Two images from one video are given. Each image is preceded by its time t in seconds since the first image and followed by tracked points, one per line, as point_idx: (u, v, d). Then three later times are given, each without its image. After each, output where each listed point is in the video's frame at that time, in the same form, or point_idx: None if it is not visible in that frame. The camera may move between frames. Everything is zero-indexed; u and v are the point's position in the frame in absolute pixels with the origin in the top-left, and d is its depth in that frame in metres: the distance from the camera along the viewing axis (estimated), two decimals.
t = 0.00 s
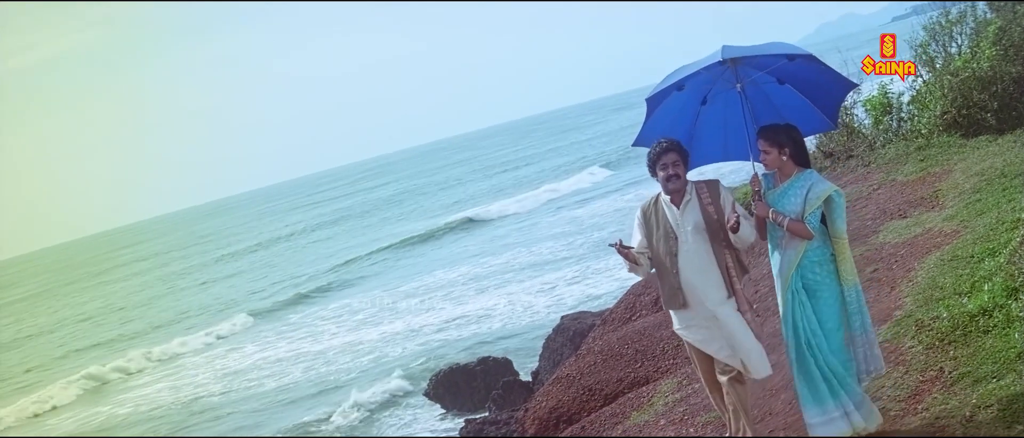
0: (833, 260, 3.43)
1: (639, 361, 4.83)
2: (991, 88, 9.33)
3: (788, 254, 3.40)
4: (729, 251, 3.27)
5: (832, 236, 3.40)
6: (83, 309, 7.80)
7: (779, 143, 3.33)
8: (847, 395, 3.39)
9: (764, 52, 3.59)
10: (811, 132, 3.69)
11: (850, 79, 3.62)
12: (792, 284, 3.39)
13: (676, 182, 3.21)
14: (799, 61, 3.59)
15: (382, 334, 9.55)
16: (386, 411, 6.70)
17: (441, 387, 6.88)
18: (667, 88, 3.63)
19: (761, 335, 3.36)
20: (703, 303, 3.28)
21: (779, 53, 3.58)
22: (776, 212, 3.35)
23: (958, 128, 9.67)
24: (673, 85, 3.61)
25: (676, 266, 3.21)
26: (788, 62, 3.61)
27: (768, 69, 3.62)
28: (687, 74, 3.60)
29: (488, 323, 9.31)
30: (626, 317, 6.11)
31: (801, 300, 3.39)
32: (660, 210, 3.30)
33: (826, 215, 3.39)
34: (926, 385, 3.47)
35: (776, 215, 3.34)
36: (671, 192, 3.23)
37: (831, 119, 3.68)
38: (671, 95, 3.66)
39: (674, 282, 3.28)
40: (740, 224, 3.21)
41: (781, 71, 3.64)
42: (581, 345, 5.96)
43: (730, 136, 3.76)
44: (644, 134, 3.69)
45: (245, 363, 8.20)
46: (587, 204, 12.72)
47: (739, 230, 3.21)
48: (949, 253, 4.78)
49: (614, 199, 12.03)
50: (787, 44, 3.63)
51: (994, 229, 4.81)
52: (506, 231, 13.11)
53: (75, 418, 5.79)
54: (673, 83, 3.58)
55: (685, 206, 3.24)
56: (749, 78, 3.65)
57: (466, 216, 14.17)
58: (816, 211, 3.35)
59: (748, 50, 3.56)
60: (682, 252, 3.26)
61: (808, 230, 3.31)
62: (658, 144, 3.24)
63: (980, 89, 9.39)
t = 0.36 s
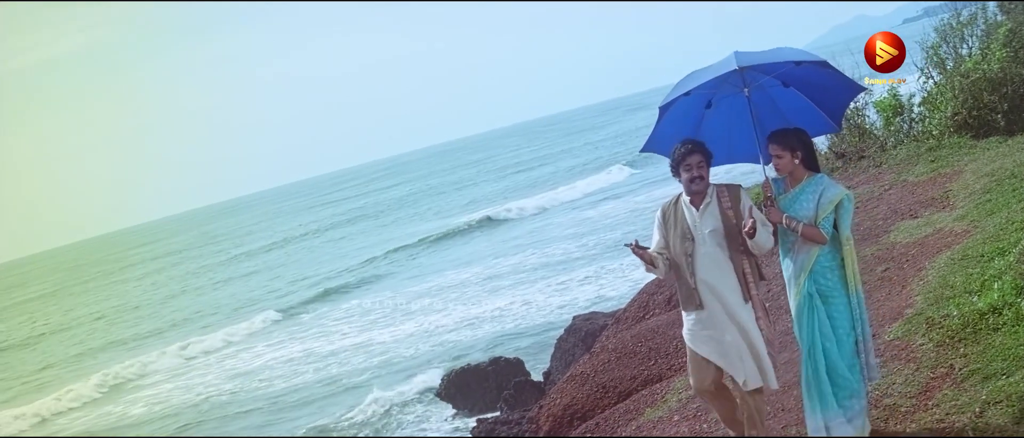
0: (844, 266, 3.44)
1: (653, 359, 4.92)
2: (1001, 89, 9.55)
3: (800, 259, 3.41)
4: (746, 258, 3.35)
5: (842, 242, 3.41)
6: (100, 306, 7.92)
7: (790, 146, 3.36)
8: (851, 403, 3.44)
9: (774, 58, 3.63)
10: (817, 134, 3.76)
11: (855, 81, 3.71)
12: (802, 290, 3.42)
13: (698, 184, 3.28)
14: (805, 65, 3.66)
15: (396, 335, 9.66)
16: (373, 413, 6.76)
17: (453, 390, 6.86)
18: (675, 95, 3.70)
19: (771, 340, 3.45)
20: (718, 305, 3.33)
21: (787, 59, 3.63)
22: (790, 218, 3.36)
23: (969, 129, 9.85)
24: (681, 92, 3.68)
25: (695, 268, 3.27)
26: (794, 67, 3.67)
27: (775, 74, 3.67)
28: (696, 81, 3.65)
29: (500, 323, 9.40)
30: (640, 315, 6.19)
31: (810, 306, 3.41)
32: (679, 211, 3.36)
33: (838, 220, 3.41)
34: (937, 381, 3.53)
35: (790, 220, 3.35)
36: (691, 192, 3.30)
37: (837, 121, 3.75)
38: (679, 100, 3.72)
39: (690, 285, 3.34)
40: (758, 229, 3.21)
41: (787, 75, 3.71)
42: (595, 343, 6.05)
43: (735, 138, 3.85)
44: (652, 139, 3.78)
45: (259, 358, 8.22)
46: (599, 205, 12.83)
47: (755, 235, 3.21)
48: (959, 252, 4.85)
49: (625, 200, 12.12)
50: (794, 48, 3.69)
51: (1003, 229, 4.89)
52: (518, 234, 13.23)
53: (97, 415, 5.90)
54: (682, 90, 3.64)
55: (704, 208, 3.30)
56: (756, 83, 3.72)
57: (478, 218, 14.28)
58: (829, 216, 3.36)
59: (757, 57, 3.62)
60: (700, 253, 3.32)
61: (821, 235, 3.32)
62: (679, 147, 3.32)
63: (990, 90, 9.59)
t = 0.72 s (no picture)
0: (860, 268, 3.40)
1: (663, 357, 5.00)
2: (1009, 91, 9.52)
3: (814, 263, 3.36)
4: (760, 258, 3.33)
5: (857, 244, 3.37)
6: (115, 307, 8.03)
7: (806, 149, 3.29)
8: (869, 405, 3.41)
9: (782, 62, 3.62)
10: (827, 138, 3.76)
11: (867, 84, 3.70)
12: (819, 293, 3.36)
13: (713, 186, 3.24)
14: (815, 69, 3.65)
15: (406, 337, 9.76)
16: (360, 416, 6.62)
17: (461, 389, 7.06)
18: (683, 102, 3.65)
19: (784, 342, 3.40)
20: (732, 305, 3.32)
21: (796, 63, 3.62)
22: (805, 221, 3.30)
23: (978, 130, 9.84)
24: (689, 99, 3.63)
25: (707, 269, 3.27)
26: (804, 70, 3.66)
27: (785, 79, 3.67)
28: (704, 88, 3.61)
29: (510, 324, 9.48)
30: (650, 314, 6.26)
31: (828, 309, 3.37)
32: (692, 211, 3.34)
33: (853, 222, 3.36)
34: (943, 378, 3.60)
35: (804, 225, 3.30)
36: (704, 194, 3.28)
37: (846, 125, 3.74)
38: (688, 108, 3.67)
39: (705, 286, 3.33)
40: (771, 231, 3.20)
41: (796, 80, 3.70)
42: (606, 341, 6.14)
43: (744, 144, 3.83)
44: (660, 149, 3.73)
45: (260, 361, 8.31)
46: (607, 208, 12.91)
47: (772, 238, 3.21)
48: (966, 251, 4.90)
49: (635, 202, 12.19)
50: (802, 52, 3.68)
51: (1010, 229, 4.95)
52: (528, 236, 13.33)
53: (115, 409, 6.02)
54: (690, 96, 3.60)
55: (718, 209, 3.29)
56: (765, 88, 3.72)
57: (488, 220, 14.37)
58: (844, 219, 3.31)
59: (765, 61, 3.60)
60: (715, 254, 3.29)
61: (837, 238, 3.27)
62: (690, 151, 3.29)
63: (998, 92, 9.58)
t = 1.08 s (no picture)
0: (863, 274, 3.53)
1: (670, 358, 5.09)
2: (1014, 95, 9.60)
3: (822, 268, 3.47)
4: (765, 266, 3.45)
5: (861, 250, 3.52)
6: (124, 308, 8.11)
7: (815, 155, 3.44)
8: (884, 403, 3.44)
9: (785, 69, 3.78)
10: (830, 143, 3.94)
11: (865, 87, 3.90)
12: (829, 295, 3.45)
13: (716, 196, 3.38)
14: (816, 74, 3.83)
15: (411, 342, 9.81)
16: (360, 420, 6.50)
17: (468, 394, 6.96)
18: (691, 112, 3.77)
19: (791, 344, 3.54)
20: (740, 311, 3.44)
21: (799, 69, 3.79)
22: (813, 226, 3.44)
23: (981, 135, 9.90)
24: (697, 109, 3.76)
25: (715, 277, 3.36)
26: (806, 76, 3.83)
27: (788, 85, 3.84)
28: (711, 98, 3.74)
29: (516, 327, 9.53)
30: (657, 315, 6.32)
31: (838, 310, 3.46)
32: (695, 221, 3.44)
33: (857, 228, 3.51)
34: (947, 377, 3.65)
35: (813, 230, 3.43)
36: (707, 204, 3.40)
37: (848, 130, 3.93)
38: (695, 118, 3.80)
39: (713, 293, 3.41)
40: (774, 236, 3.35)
41: (798, 86, 3.88)
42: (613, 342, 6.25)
43: (750, 151, 3.96)
44: (670, 156, 3.85)
45: (261, 365, 8.32)
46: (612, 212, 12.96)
47: (777, 245, 3.35)
48: (970, 254, 4.95)
49: (640, 207, 12.25)
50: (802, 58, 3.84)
51: (1014, 232, 4.99)
52: (535, 240, 13.42)
53: (123, 408, 6.10)
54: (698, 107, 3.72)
55: (722, 218, 3.40)
56: (768, 95, 3.88)
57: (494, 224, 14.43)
58: (850, 224, 3.46)
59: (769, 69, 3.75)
60: (721, 261, 3.40)
61: (844, 242, 3.41)
62: (693, 163, 3.43)
63: (1003, 97, 9.65)
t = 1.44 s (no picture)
0: (868, 276, 3.30)
1: (678, 351, 5.18)
2: (1019, 93, 9.59)
3: (825, 270, 3.25)
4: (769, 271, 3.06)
5: (865, 252, 3.28)
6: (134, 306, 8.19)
7: (818, 156, 3.22)
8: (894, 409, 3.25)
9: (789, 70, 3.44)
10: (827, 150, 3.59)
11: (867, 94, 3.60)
12: (833, 300, 3.24)
13: (716, 201, 2.98)
14: (817, 77, 3.52)
15: (420, 338, 9.91)
16: (372, 417, 6.47)
17: (474, 390, 7.02)
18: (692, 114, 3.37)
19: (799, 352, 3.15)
20: (746, 322, 3.01)
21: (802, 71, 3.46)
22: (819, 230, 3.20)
23: (987, 131, 9.92)
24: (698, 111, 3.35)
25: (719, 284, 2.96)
26: (807, 79, 3.52)
27: (789, 87, 3.51)
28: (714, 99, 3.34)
29: (524, 323, 9.61)
30: (665, 310, 6.40)
31: (842, 315, 3.25)
32: (695, 225, 3.03)
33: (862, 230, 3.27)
34: (953, 369, 3.71)
35: (817, 233, 3.20)
36: (707, 208, 3.00)
37: (845, 134, 3.58)
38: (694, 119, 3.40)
39: (715, 301, 3.01)
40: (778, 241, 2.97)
41: (798, 88, 3.54)
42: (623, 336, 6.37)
43: (744, 155, 3.60)
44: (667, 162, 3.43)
45: (262, 366, 8.47)
46: (618, 210, 13.03)
47: (778, 248, 2.97)
48: (975, 248, 5.01)
49: (647, 205, 12.32)
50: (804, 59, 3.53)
51: (1018, 228, 5.04)
52: (541, 237, 13.50)
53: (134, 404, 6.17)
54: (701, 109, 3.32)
55: (723, 223, 3.00)
56: (767, 97, 3.54)
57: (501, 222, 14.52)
58: (855, 225, 3.22)
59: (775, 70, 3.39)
60: (723, 269, 2.99)
61: (850, 244, 3.18)
62: (689, 164, 3.03)
63: (1008, 93, 9.65)
